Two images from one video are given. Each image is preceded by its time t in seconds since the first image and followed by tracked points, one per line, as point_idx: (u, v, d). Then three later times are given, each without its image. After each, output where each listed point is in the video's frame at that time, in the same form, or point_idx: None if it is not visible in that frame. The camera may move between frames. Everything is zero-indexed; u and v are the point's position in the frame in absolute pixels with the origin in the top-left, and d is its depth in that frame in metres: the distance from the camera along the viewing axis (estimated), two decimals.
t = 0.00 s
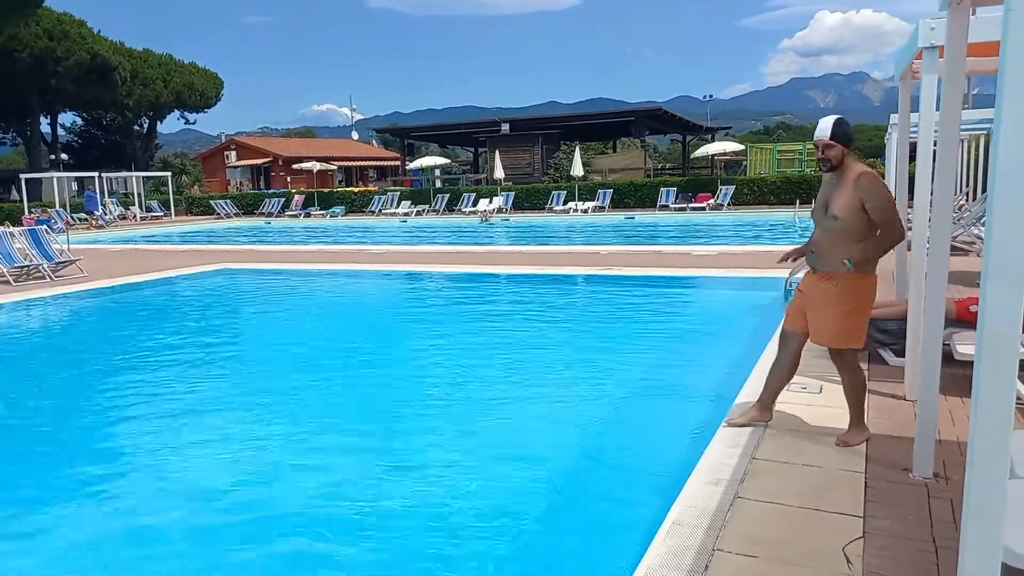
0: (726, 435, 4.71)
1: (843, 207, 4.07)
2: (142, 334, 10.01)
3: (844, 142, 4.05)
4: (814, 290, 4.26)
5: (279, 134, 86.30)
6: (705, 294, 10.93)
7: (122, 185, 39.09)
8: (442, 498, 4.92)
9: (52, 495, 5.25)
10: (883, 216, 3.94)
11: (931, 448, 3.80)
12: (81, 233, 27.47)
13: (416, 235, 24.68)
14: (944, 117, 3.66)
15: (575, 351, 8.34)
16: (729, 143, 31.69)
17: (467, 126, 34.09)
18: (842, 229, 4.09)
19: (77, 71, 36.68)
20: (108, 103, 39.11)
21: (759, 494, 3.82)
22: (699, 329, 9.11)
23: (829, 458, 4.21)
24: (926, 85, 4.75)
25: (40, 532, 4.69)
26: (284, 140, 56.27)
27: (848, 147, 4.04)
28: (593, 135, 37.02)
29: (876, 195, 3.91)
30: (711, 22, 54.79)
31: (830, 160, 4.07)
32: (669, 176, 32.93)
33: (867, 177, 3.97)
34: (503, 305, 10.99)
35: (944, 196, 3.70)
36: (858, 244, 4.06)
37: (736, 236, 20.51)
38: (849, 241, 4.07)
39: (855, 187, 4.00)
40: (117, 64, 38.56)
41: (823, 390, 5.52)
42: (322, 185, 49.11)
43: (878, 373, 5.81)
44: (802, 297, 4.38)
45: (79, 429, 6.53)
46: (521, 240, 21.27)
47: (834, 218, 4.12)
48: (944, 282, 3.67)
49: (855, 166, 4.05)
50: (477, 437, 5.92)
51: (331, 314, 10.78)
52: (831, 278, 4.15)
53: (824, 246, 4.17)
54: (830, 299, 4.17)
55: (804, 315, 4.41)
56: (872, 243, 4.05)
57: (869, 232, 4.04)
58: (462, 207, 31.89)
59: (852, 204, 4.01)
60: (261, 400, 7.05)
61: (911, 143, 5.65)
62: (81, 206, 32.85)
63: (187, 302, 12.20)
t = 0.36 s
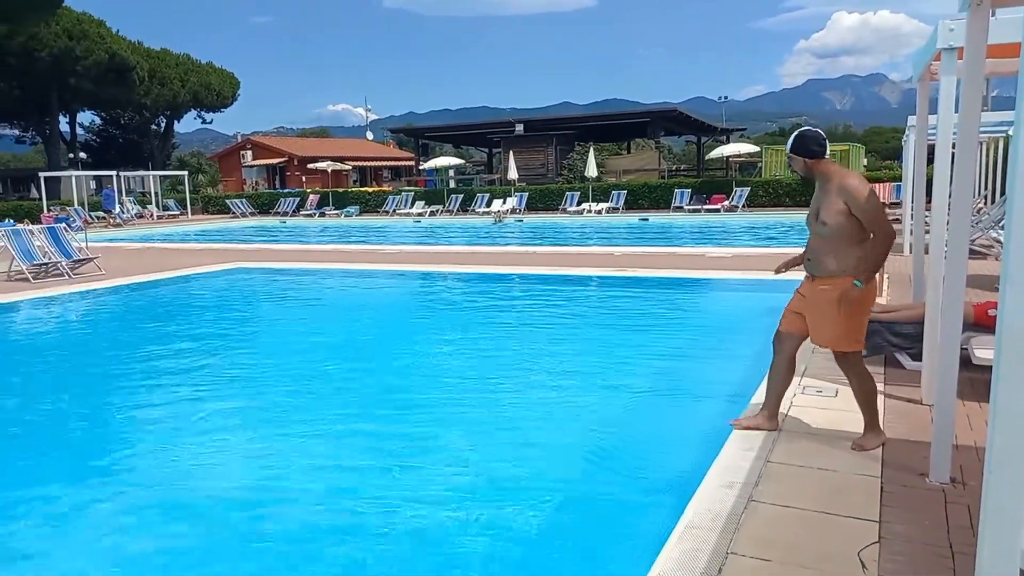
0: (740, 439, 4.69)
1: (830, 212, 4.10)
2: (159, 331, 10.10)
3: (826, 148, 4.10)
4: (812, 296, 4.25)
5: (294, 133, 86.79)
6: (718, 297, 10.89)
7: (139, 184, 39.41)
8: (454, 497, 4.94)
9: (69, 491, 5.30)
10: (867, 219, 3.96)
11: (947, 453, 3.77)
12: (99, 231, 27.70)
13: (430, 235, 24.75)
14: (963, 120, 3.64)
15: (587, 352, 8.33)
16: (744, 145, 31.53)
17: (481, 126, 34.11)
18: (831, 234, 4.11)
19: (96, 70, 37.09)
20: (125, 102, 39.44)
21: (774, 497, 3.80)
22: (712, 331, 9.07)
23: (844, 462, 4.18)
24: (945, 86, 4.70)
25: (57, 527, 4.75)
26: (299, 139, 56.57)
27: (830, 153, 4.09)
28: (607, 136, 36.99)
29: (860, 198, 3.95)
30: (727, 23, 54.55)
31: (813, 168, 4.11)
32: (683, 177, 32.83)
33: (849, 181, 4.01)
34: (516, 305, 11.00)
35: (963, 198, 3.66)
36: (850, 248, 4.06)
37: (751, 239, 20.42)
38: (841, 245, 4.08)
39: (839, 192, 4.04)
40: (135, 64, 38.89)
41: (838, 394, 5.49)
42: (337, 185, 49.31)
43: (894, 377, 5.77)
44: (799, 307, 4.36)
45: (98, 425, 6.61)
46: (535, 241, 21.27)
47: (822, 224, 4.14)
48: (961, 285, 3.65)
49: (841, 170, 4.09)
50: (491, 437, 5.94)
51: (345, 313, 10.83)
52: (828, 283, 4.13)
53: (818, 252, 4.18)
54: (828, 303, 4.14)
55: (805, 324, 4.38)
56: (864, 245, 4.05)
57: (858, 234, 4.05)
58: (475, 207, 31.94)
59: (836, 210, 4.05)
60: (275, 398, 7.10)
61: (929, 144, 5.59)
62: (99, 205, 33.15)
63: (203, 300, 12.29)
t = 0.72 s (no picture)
0: (748, 443, 4.66)
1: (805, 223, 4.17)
2: (169, 335, 10.14)
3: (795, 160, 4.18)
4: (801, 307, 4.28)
5: (303, 139, 87.16)
6: (726, 300, 10.86)
7: (149, 189, 39.66)
8: (461, 502, 4.94)
9: (81, 494, 5.35)
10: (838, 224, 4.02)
11: (957, 458, 3.74)
12: (110, 236, 27.86)
13: (438, 240, 24.78)
14: (972, 123, 3.63)
15: (594, 356, 8.33)
16: (752, 148, 31.44)
17: (489, 131, 34.16)
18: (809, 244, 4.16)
19: (107, 77, 37.37)
20: (137, 109, 39.68)
21: (782, 502, 3.78)
22: (720, 335, 9.06)
23: (853, 466, 4.16)
24: (954, 89, 4.68)
25: (66, 531, 4.77)
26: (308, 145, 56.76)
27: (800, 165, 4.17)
28: (614, 141, 37.01)
29: (829, 205, 4.02)
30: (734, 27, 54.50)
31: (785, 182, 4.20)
32: (692, 181, 32.80)
33: (820, 189, 4.07)
34: (523, 310, 11.01)
35: (973, 202, 3.63)
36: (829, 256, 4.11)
37: (760, 242, 20.37)
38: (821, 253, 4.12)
39: (809, 201, 4.12)
40: (146, 70, 39.15)
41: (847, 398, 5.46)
42: (346, 190, 49.50)
43: (903, 381, 5.73)
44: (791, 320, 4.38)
45: (108, 429, 6.65)
46: (543, 245, 21.29)
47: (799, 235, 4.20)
48: (971, 289, 3.63)
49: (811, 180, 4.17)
50: (500, 440, 5.94)
51: (353, 317, 10.86)
52: (815, 292, 4.15)
53: (799, 264, 4.24)
54: (818, 312, 4.15)
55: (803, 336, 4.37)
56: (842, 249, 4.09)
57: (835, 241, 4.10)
58: (484, 212, 31.99)
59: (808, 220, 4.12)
60: (284, 403, 7.11)
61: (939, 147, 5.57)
62: (109, 211, 33.37)
63: (212, 305, 12.34)
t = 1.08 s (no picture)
0: (745, 441, 4.66)
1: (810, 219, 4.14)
2: (166, 329, 10.13)
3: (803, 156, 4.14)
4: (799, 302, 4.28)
5: (300, 132, 86.98)
6: (723, 298, 10.87)
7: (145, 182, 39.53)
8: (458, 497, 4.94)
9: (77, 487, 5.34)
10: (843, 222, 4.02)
11: (953, 457, 3.75)
12: (105, 228, 27.75)
13: (436, 235, 24.75)
14: (971, 122, 3.63)
15: (591, 352, 8.34)
16: (750, 145, 31.42)
17: (486, 126, 34.08)
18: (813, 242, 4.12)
19: (104, 68, 37.24)
20: (133, 101, 39.52)
21: (778, 500, 3.79)
22: (716, 332, 9.07)
23: (849, 465, 4.17)
24: (953, 88, 4.70)
25: (63, 524, 4.78)
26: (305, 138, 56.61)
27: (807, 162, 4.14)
28: (612, 137, 36.98)
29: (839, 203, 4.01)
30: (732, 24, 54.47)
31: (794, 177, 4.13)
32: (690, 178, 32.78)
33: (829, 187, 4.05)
34: (520, 306, 11.00)
35: (971, 201, 3.64)
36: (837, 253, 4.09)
37: (756, 240, 20.39)
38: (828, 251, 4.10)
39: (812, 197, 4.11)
40: (143, 62, 38.99)
41: (844, 396, 5.47)
42: (342, 184, 49.42)
43: (900, 380, 5.74)
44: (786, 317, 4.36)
45: (105, 422, 6.63)
46: (540, 241, 21.29)
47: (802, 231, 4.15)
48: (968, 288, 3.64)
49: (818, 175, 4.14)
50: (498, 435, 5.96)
51: (349, 312, 10.83)
52: (818, 289, 4.14)
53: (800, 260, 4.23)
54: (821, 308, 4.14)
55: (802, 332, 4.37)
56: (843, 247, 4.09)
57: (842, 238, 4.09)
58: (481, 207, 31.97)
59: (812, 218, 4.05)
60: (280, 397, 7.10)
61: (937, 146, 5.58)
62: (105, 203, 33.26)
63: (208, 298, 12.31)
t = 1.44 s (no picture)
0: (749, 445, 4.65)
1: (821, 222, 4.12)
2: (169, 332, 10.15)
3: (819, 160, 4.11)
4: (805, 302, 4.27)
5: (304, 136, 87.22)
6: (727, 302, 10.86)
7: (150, 185, 39.63)
8: (462, 501, 4.94)
9: (81, 489, 5.36)
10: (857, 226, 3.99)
11: (959, 462, 3.74)
12: (110, 232, 27.84)
13: (439, 238, 24.77)
14: (977, 126, 3.63)
15: (594, 356, 8.33)
16: (753, 149, 31.41)
17: (490, 130, 34.13)
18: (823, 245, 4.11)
19: (109, 72, 37.45)
20: (138, 104, 39.64)
21: (783, 504, 3.78)
22: (719, 336, 9.06)
23: (854, 469, 4.15)
24: (958, 92, 4.68)
25: (66, 527, 4.78)
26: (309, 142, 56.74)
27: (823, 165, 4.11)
28: (615, 141, 37.01)
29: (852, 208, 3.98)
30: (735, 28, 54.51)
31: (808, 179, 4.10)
32: (693, 181, 32.78)
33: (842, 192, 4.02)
34: (523, 309, 11.00)
35: (977, 204, 3.63)
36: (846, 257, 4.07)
37: (760, 244, 20.37)
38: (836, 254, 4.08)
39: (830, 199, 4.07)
40: (148, 66, 39.12)
41: (849, 400, 5.45)
42: (346, 187, 49.52)
43: (904, 384, 5.72)
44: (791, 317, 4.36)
45: (108, 425, 6.65)
46: (544, 245, 21.30)
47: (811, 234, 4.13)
48: (973, 293, 3.64)
49: (833, 178, 4.11)
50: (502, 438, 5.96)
51: (352, 316, 10.84)
52: (824, 292, 4.14)
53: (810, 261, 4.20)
54: (825, 311, 4.14)
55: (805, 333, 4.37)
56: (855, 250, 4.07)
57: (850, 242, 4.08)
58: (484, 210, 32.01)
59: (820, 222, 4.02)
60: (283, 400, 7.12)
61: (942, 150, 5.57)
62: (109, 206, 33.35)
63: (212, 302, 12.34)
